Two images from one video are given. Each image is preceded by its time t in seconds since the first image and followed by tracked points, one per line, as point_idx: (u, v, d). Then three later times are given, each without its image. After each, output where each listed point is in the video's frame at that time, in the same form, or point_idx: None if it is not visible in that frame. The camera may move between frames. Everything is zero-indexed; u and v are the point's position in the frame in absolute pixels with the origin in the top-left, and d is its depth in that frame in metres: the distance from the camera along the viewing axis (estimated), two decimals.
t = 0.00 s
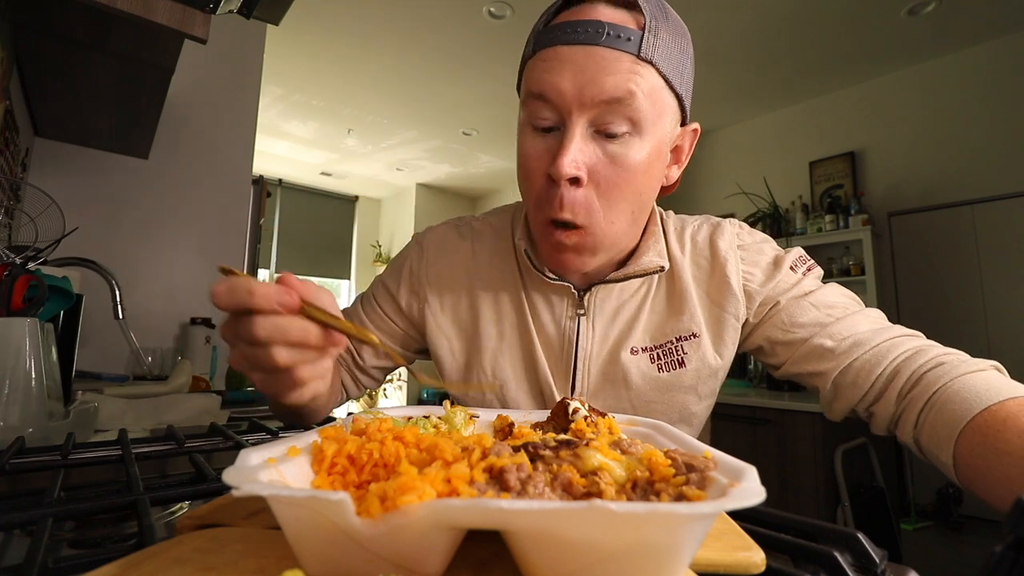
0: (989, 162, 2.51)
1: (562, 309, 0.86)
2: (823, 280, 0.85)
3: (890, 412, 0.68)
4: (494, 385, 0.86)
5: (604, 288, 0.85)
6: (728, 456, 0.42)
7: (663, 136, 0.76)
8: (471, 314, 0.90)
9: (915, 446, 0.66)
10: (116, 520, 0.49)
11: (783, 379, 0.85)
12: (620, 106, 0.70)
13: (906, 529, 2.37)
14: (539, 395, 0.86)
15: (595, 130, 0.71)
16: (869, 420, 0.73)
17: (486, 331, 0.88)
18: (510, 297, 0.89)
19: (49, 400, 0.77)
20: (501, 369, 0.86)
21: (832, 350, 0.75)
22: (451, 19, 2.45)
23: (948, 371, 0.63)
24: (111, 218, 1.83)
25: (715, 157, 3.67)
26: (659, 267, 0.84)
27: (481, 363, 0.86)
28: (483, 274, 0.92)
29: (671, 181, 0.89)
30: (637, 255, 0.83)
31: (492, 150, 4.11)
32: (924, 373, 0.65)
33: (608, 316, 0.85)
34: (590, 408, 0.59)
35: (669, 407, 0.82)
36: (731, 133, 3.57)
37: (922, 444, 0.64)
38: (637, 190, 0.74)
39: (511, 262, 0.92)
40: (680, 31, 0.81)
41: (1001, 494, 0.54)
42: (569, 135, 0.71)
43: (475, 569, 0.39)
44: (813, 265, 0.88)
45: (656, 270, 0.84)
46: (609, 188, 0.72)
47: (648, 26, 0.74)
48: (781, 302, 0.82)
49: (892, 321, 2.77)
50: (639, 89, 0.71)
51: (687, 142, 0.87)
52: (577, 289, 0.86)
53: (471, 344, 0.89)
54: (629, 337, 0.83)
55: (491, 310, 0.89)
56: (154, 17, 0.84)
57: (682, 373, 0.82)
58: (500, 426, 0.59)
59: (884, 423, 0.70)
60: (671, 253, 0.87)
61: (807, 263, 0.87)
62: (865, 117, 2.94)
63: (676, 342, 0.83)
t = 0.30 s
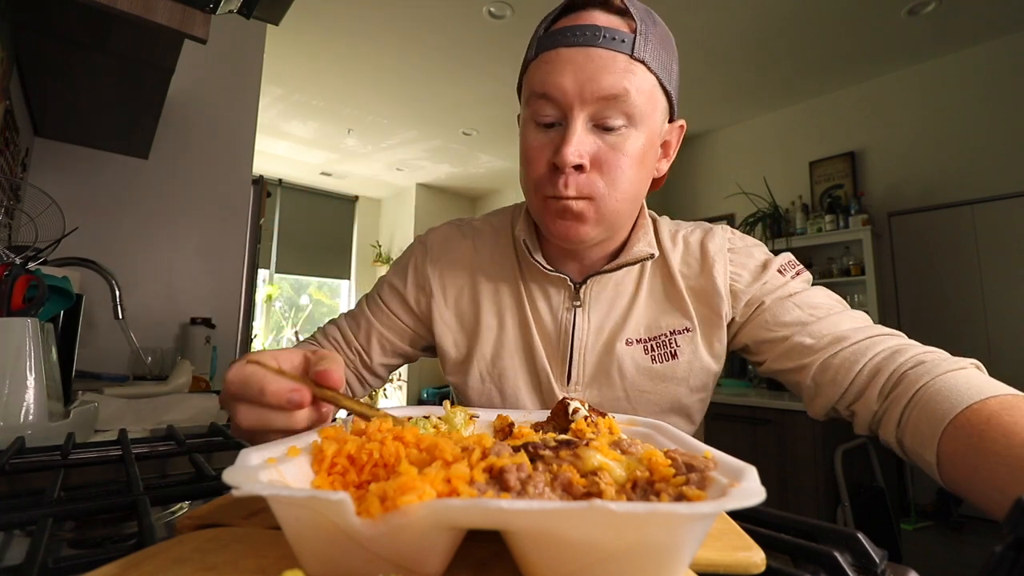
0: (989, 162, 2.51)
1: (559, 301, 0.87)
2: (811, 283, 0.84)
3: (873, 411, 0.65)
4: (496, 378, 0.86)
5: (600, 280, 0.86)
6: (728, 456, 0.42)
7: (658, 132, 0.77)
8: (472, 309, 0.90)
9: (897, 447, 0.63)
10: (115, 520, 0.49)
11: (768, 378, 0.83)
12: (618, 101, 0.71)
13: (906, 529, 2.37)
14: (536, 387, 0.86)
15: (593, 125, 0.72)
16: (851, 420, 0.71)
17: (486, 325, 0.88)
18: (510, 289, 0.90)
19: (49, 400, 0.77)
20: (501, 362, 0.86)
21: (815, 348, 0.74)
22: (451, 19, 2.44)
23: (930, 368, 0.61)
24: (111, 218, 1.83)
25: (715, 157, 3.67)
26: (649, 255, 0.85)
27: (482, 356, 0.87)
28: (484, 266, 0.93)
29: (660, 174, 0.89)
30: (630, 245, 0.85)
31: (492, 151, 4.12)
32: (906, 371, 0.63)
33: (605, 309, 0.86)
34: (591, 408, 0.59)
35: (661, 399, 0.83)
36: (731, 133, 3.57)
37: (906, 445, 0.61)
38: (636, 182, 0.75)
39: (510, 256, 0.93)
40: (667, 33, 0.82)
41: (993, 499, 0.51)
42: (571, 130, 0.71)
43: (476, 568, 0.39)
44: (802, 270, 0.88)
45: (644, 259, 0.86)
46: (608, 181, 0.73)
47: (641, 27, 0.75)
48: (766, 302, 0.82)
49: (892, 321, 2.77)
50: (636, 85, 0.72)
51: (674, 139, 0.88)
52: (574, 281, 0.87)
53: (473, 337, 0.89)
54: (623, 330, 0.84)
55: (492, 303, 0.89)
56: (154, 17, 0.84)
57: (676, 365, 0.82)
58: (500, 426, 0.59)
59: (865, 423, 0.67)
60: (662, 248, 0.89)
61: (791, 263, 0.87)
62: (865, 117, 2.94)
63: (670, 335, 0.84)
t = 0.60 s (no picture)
0: (989, 162, 2.51)
1: (554, 285, 0.94)
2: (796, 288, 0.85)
3: (845, 406, 0.66)
4: (492, 355, 0.92)
5: (595, 264, 0.94)
6: (728, 456, 0.42)
7: (644, 123, 0.84)
8: (473, 292, 0.98)
9: (867, 444, 0.63)
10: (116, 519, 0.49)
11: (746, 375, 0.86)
12: (610, 93, 0.78)
13: (906, 529, 2.37)
14: (531, 364, 0.92)
15: (589, 114, 0.78)
16: (822, 418, 0.71)
17: (485, 307, 0.95)
18: (511, 273, 0.98)
19: (49, 401, 0.77)
20: (499, 341, 0.92)
21: (788, 343, 0.76)
22: (451, 19, 2.44)
23: (904, 365, 0.61)
24: (111, 219, 1.83)
25: (715, 157, 3.66)
26: (636, 238, 0.95)
27: (480, 335, 0.93)
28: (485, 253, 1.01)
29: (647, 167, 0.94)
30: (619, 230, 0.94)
31: (492, 151, 4.12)
32: (880, 367, 0.63)
33: (600, 295, 0.93)
34: (591, 408, 0.59)
35: (649, 380, 0.88)
36: (731, 133, 3.57)
37: (877, 441, 0.61)
38: (628, 166, 0.82)
39: (511, 245, 1.02)
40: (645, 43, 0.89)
41: (976, 504, 0.49)
42: (570, 119, 0.77)
43: (476, 569, 0.39)
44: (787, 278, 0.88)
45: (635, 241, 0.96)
46: (604, 163, 0.79)
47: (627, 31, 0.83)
48: (746, 304, 0.84)
49: (892, 321, 2.77)
50: (625, 79, 0.79)
51: (655, 135, 0.94)
52: (567, 267, 0.95)
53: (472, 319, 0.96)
54: (616, 314, 0.90)
55: (490, 286, 0.97)
56: (155, 18, 0.84)
57: (664, 350, 0.88)
58: (500, 426, 0.59)
59: (836, 420, 0.67)
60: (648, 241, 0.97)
61: (770, 269, 0.88)
62: (865, 117, 2.95)
63: (659, 323, 0.90)
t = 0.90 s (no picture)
0: (989, 162, 2.51)
1: (549, 275, 0.96)
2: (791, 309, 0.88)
3: (833, 410, 0.67)
4: (492, 342, 0.93)
5: (590, 253, 0.95)
6: (728, 456, 0.42)
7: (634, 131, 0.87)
8: (473, 282, 0.99)
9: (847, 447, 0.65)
10: (116, 519, 0.49)
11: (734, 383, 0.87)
12: (606, 100, 0.80)
13: (906, 529, 2.37)
14: (528, 349, 0.93)
15: (586, 118, 0.79)
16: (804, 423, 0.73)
17: (485, 296, 0.97)
18: (509, 263, 1.00)
19: (49, 400, 0.77)
20: (496, 327, 0.94)
21: (781, 348, 0.78)
22: (451, 19, 2.44)
23: (892, 378, 0.65)
24: (112, 219, 1.83)
25: (715, 157, 3.66)
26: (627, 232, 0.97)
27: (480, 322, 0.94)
28: (488, 244, 1.03)
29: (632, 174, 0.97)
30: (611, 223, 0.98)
31: (492, 151, 4.12)
32: (869, 377, 0.66)
33: (593, 284, 0.94)
34: (590, 408, 0.60)
35: (638, 368, 0.89)
36: (731, 133, 3.57)
37: (856, 444, 0.63)
38: (620, 170, 0.84)
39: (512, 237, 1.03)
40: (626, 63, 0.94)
41: (961, 509, 0.52)
42: (569, 122, 0.79)
43: (476, 569, 0.39)
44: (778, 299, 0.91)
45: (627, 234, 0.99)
46: (600, 165, 0.80)
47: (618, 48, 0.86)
48: (746, 312, 0.86)
49: (892, 321, 2.77)
50: (619, 87, 0.81)
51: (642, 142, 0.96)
52: (562, 257, 0.97)
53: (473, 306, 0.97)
54: (609, 304, 0.92)
55: (491, 274, 0.99)
56: (154, 17, 0.84)
57: (651, 341, 0.89)
58: (500, 426, 0.59)
59: (820, 424, 0.69)
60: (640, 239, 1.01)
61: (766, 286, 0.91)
62: (865, 117, 2.95)
63: (649, 316, 0.91)
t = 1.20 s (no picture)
0: (989, 162, 2.51)
1: (552, 277, 0.97)
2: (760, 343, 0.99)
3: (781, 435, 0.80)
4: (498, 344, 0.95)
5: (590, 258, 0.97)
6: (728, 456, 0.42)
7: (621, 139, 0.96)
8: (477, 287, 1.00)
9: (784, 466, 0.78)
10: (116, 519, 0.49)
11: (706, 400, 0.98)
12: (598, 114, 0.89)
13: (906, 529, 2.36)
14: (534, 347, 0.94)
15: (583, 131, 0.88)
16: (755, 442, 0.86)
17: (489, 299, 0.98)
18: (510, 265, 1.01)
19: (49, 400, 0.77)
20: (502, 329, 0.95)
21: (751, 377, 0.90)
22: (451, 19, 2.44)
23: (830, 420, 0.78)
24: (111, 219, 1.83)
25: (715, 157, 3.66)
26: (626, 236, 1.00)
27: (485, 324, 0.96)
28: (491, 249, 1.04)
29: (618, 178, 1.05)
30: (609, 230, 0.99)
31: (492, 151, 4.12)
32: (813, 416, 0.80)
33: (594, 286, 0.97)
34: (591, 408, 0.60)
35: (638, 366, 0.92)
36: (731, 133, 3.57)
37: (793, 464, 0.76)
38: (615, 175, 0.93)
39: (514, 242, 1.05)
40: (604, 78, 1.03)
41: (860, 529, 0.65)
42: (569, 136, 0.87)
43: (476, 569, 0.39)
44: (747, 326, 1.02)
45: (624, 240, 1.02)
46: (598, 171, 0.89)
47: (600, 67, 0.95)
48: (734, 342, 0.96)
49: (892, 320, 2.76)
50: (609, 103, 0.90)
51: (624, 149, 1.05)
52: (564, 261, 0.98)
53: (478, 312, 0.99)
54: (610, 304, 0.95)
55: (494, 277, 1.00)
56: (154, 17, 0.84)
57: (650, 340, 0.93)
58: (500, 426, 0.59)
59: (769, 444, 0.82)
60: (635, 245, 1.05)
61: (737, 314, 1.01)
62: (865, 117, 2.95)
63: (647, 317, 0.95)
